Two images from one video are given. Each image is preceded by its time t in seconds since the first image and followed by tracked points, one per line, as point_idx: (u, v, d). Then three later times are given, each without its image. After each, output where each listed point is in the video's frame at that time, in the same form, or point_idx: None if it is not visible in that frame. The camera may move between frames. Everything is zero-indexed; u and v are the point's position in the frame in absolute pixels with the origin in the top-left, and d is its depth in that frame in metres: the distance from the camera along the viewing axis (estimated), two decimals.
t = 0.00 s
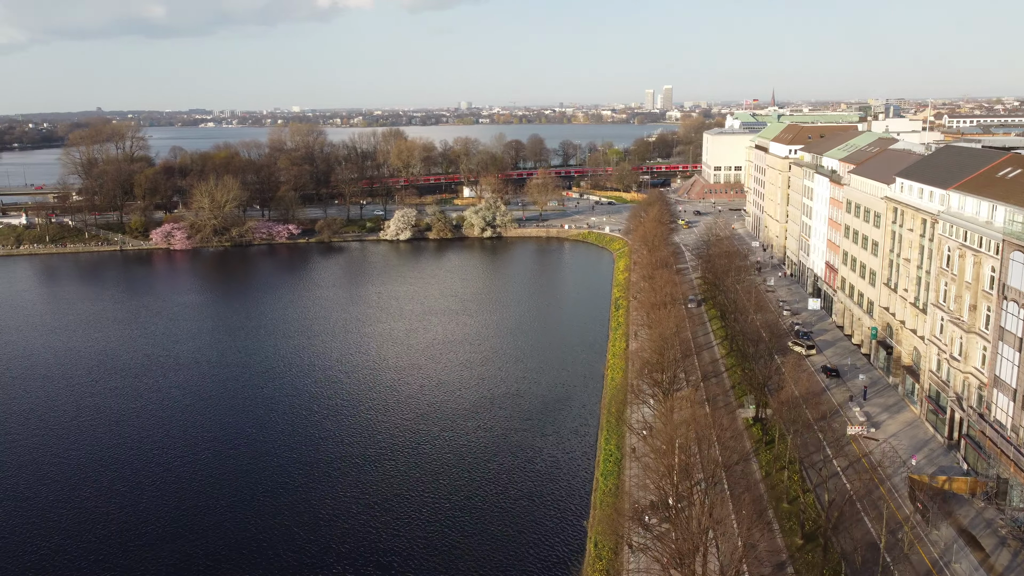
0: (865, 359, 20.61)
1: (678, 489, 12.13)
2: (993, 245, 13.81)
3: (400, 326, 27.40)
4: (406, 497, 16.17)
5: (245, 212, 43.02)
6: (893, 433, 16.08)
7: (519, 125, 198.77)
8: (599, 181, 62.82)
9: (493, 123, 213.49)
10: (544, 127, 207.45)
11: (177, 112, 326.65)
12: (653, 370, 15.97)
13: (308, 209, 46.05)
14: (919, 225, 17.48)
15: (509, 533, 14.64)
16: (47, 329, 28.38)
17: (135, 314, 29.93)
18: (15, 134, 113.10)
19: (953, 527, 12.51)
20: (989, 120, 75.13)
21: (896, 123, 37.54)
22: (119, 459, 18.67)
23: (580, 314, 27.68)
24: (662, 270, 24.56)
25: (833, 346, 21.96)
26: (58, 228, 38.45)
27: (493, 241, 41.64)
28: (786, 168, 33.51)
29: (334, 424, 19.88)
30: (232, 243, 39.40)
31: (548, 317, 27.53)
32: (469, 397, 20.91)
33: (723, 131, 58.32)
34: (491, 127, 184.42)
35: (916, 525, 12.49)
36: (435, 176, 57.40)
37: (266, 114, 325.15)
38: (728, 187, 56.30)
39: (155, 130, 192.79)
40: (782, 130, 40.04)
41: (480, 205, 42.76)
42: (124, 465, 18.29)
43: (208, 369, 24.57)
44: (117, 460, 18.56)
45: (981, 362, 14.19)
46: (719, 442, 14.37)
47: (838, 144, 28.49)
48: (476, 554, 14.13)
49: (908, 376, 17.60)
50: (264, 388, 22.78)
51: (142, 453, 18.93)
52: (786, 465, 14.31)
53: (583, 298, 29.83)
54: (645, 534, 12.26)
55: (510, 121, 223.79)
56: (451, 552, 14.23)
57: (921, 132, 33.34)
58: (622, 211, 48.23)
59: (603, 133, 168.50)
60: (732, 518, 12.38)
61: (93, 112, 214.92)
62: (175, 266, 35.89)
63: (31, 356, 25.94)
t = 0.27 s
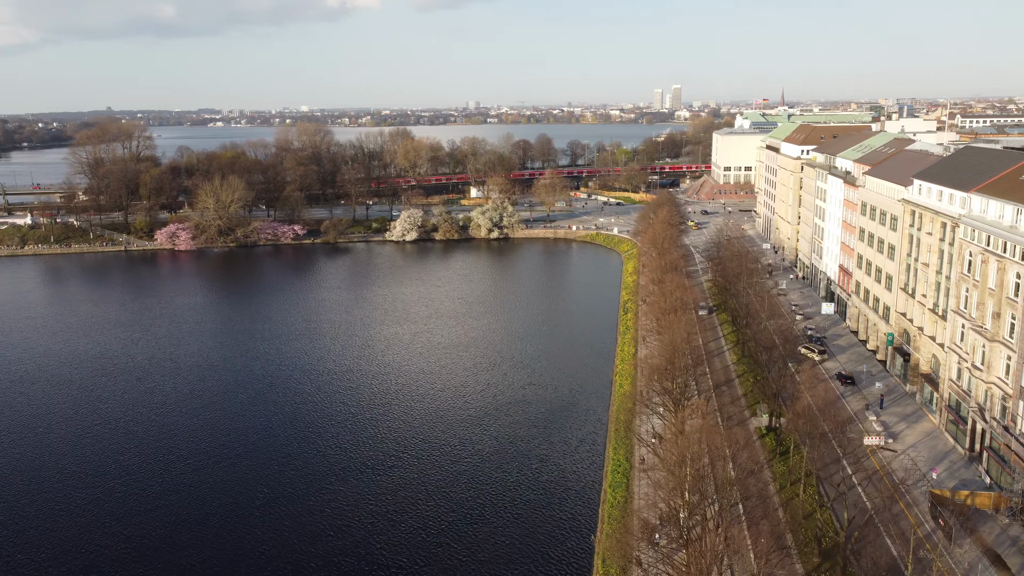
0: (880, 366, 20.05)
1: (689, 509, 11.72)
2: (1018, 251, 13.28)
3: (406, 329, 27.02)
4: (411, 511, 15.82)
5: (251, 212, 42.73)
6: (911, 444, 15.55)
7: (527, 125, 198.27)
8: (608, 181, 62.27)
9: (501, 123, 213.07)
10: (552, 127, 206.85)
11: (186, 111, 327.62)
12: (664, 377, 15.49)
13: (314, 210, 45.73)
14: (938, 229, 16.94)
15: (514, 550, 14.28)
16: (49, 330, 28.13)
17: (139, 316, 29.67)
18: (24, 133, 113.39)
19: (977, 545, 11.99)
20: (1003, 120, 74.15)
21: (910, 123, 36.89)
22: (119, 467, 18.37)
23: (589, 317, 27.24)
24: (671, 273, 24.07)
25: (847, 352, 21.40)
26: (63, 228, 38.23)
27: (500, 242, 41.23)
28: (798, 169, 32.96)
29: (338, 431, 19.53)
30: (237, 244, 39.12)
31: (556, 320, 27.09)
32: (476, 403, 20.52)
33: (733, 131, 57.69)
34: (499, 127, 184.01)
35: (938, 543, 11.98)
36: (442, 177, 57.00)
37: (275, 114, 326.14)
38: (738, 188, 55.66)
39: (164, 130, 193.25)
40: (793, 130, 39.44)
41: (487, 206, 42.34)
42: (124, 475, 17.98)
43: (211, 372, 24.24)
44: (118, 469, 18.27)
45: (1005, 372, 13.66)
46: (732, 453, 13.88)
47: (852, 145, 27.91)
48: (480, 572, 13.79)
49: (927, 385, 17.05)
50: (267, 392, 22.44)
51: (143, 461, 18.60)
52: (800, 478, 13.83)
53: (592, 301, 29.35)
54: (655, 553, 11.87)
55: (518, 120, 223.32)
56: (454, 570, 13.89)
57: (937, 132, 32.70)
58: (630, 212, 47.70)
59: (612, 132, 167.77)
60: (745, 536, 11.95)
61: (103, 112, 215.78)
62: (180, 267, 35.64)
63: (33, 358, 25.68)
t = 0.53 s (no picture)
0: (897, 374, 19.48)
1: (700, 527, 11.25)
2: None
3: (412, 332, 26.59)
4: (414, 522, 15.42)
5: (256, 213, 42.44)
6: (931, 456, 15.02)
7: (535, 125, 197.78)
8: (616, 182, 61.72)
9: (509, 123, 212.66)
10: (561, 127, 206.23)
11: (197, 112, 329.53)
12: (675, 386, 15.04)
13: (320, 210, 45.41)
14: (959, 233, 16.39)
15: (518, 565, 13.84)
16: (52, 332, 27.86)
17: (142, 318, 29.35)
18: (33, 133, 113.69)
19: (1003, 564, 11.47)
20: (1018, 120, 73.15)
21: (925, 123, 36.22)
22: (117, 474, 18.00)
23: (598, 320, 26.75)
24: (681, 278, 23.56)
25: (862, 359, 20.84)
26: (68, 228, 38.03)
27: (507, 244, 40.80)
28: (811, 170, 32.38)
29: (341, 439, 19.13)
30: (243, 244, 38.83)
31: (564, 323, 26.62)
32: (482, 410, 20.08)
33: (744, 132, 57.05)
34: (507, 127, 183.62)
35: (961, 562, 11.46)
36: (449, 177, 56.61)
37: (284, 114, 326.99)
38: (748, 189, 55.02)
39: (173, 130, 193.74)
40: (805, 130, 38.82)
41: (494, 207, 41.91)
42: (122, 482, 17.61)
43: (213, 376, 23.86)
44: (115, 476, 17.87)
45: None
46: (745, 466, 13.39)
47: (866, 146, 27.32)
48: None
49: (947, 394, 16.50)
50: (269, 397, 22.05)
51: (141, 468, 18.23)
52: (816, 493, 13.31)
53: (600, 304, 28.83)
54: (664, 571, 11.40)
55: (526, 120, 222.89)
56: None
57: (953, 133, 32.04)
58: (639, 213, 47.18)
59: (620, 132, 167.06)
60: (759, 556, 11.47)
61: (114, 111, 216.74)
62: (185, 268, 35.37)
63: (33, 361, 25.36)
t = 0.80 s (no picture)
0: (915, 382, 18.91)
1: (715, 539, 10.79)
2: None
3: (418, 335, 26.16)
4: (418, 528, 14.93)
5: (263, 213, 42.17)
6: (952, 469, 14.47)
7: (544, 125, 197.30)
8: (625, 182, 61.15)
9: (518, 123, 212.31)
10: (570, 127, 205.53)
11: (207, 112, 330.85)
12: (687, 399, 14.56)
13: (327, 211, 45.12)
14: (982, 238, 15.84)
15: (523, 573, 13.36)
16: (55, 333, 27.59)
17: (146, 319, 29.05)
18: (44, 133, 114.13)
19: None
20: None
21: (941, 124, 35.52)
22: (114, 477, 17.58)
23: (607, 324, 26.26)
24: (693, 282, 23.08)
25: (879, 366, 20.25)
26: (74, 228, 37.85)
27: (515, 245, 40.36)
28: (825, 171, 31.81)
29: (344, 443, 18.69)
30: (248, 245, 38.56)
31: (573, 327, 26.14)
32: (489, 415, 19.62)
33: (755, 132, 56.41)
34: (516, 128, 183.20)
35: None
36: (458, 177, 56.22)
37: (293, 113, 327.71)
38: (759, 190, 54.37)
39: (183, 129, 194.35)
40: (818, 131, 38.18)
41: (502, 208, 41.48)
42: (119, 485, 17.19)
43: (216, 378, 23.47)
44: (113, 479, 17.46)
45: None
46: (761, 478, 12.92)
47: (882, 146, 26.72)
48: None
49: (968, 404, 15.94)
50: (272, 399, 21.64)
51: (139, 471, 17.81)
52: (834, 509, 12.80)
53: (610, 308, 28.32)
54: None
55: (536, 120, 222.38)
56: None
57: (970, 133, 31.37)
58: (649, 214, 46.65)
59: (630, 132, 166.32)
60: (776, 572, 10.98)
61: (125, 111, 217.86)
62: (190, 269, 35.10)
63: (35, 361, 25.04)
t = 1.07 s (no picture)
0: (935, 391, 18.35)
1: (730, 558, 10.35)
2: None
3: (425, 339, 25.78)
4: (423, 540, 14.53)
5: (270, 213, 41.93)
6: (976, 483, 13.93)
7: (554, 125, 196.83)
8: (636, 182, 60.59)
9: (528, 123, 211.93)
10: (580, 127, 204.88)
11: (218, 111, 332.20)
12: (701, 411, 14.09)
13: (335, 211, 44.84)
14: (1006, 243, 15.29)
15: None
16: (59, 335, 27.37)
17: (151, 321, 28.80)
18: (56, 132, 114.67)
19: None
20: None
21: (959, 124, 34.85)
22: (114, 484, 17.26)
23: (617, 328, 25.78)
24: (705, 286, 22.59)
25: (897, 373, 19.70)
26: (82, 228, 37.69)
27: (524, 246, 39.94)
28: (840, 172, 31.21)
29: (349, 450, 18.31)
30: (256, 246, 38.30)
31: (582, 330, 25.68)
32: (496, 422, 19.19)
33: (767, 132, 55.77)
34: (526, 128, 182.80)
35: None
36: (467, 178, 55.85)
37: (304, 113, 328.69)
38: (771, 191, 53.71)
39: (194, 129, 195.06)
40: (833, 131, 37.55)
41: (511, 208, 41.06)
42: (119, 492, 16.87)
43: (220, 382, 23.15)
44: (112, 486, 17.14)
45: None
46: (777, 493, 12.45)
47: (899, 147, 26.14)
48: None
49: (992, 415, 15.39)
50: (276, 404, 21.29)
51: (140, 478, 17.48)
52: (852, 525, 12.32)
53: (620, 311, 27.85)
54: None
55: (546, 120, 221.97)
56: None
57: (990, 134, 30.70)
58: (660, 215, 46.12)
59: (640, 132, 165.58)
60: None
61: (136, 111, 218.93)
62: (197, 270, 34.87)
63: (38, 364, 24.80)
